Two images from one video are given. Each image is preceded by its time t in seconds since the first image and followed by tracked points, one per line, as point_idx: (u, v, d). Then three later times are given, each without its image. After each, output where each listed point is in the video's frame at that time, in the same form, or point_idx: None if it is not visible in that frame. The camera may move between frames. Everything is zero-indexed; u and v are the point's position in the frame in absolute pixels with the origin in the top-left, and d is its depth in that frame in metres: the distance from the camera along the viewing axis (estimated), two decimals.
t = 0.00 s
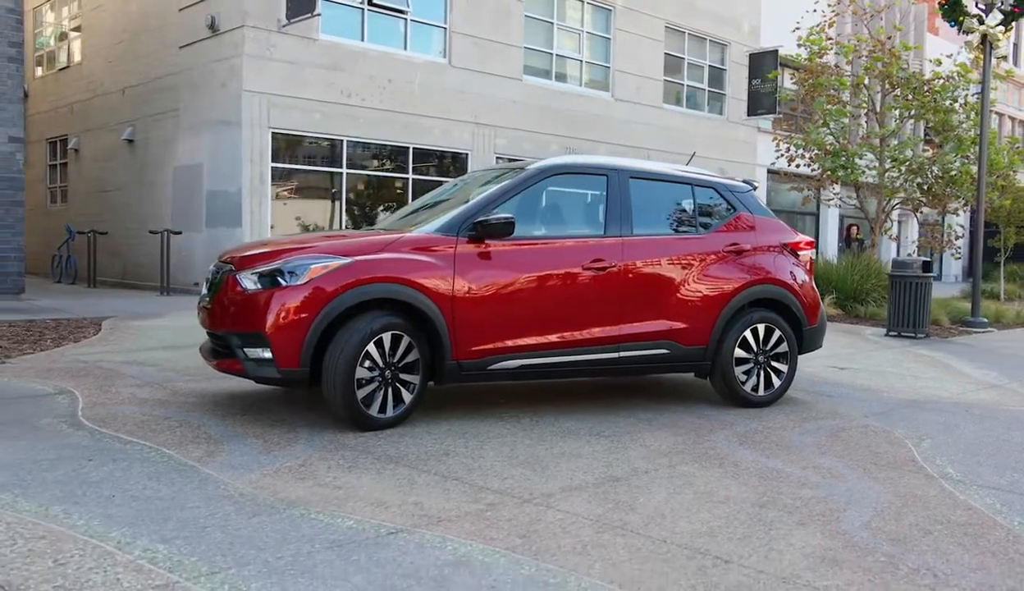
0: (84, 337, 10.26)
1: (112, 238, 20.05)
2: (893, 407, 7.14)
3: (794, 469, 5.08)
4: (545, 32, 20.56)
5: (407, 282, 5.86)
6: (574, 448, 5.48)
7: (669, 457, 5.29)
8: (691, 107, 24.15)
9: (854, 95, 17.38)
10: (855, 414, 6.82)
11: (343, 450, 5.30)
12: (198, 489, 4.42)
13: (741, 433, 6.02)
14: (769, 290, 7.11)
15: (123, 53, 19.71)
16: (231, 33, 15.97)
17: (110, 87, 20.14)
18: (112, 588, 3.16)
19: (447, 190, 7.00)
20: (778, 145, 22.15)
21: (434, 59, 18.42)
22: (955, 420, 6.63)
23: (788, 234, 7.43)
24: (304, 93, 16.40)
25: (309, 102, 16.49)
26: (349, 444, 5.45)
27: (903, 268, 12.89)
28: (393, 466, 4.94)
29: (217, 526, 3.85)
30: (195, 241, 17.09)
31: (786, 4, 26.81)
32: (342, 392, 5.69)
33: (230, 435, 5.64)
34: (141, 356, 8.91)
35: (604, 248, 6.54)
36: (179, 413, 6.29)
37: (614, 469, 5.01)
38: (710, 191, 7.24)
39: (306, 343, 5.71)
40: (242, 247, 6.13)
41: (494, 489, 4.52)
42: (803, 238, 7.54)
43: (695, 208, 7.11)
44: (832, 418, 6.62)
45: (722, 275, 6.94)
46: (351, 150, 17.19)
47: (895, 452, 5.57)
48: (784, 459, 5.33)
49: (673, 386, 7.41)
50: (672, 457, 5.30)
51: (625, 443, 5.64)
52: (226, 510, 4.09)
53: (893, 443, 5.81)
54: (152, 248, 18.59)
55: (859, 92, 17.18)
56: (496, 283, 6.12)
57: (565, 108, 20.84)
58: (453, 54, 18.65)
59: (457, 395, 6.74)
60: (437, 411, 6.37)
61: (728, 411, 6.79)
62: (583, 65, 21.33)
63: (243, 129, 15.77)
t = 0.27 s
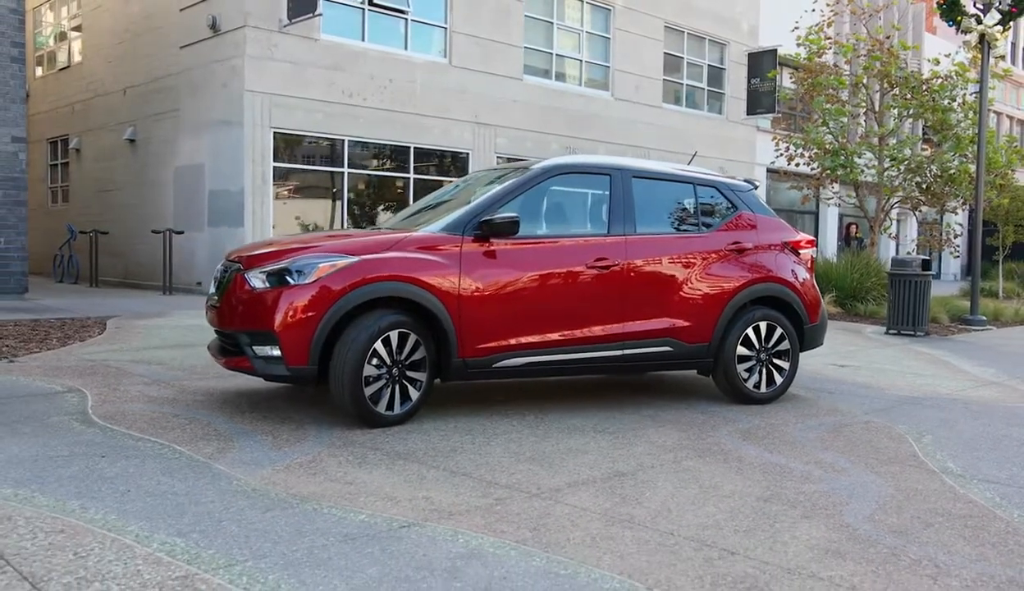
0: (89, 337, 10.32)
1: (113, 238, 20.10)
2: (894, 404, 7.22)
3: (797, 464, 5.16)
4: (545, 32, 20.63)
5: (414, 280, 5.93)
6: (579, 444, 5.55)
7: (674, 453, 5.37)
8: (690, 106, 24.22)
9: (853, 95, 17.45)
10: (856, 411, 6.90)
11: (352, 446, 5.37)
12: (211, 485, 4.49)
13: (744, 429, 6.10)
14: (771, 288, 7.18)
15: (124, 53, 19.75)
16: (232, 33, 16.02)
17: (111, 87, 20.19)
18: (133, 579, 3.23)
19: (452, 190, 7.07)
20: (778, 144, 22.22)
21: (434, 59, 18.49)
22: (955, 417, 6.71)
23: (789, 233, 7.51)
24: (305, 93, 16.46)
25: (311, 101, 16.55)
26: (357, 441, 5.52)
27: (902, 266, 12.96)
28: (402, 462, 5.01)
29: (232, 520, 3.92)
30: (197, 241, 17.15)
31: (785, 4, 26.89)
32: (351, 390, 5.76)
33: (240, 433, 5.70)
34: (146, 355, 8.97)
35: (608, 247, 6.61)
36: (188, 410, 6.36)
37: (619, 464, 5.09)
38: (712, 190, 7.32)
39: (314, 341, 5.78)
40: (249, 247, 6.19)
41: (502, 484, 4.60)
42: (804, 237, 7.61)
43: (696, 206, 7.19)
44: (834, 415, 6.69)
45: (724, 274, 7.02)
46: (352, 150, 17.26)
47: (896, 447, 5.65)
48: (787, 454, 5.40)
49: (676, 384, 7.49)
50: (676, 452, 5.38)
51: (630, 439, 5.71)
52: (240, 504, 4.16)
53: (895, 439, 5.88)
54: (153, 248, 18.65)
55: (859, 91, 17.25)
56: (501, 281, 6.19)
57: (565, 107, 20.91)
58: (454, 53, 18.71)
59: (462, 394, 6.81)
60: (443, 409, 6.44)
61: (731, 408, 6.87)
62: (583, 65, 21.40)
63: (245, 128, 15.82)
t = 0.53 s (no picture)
0: (93, 335, 10.38)
1: (115, 238, 20.16)
2: (895, 401, 7.28)
3: (800, 459, 5.22)
4: (545, 32, 20.69)
5: (420, 278, 5.99)
6: (585, 440, 5.61)
7: (679, 449, 5.43)
8: (690, 105, 24.29)
9: (853, 94, 17.52)
10: (858, 407, 6.96)
11: (360, 443, 5.43)
12: (223, 480, 4.56)
13: (747, 425, 6.16)
14: (773, 286, 7.25)
15: (124, 53, 19.81)
16: (233, 33, 16.07)
17: (112, 87, 20.24)
18: (151, 571, 3.29)
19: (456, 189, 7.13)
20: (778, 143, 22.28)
21: (435, 58, 18.54)
22: (956, 413, 6.78)
23: (791, 231, 7.57)
24: (307, 93, 16.52)
25: (312, 101, 16.60)
26: (365, 437, 5.58)
27: (901, 265, 13.02)
28: (410, 458, 5.07)
29: (245, 514, 3.99)
30: (199, 240, 17.20)
31: (784, 3, 26.97)
32: (358, 387, 5.83)
33: (248, 430, 5.76)
34: (152, 353, 9.03)
35: (612, 245, 6.68)
36: (197, 407, 6.42)
37: (624, 459, 5.15)
38: (714, 189, 7.38)
39: (322, 338, 5.85)
40: (257, 245, 6.25)
41: (509, 479, 4.66)
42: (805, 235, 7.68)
43: (699, 205, 7.25)
44: (836, 411, 6.76)
45: (726, 272, 7.08)
46: (353, 150, 17.31)
47: (898, 443, 5.72)
48: (790, 449, 5.47)
49: (678, 381, 7.55)
50: (681, 448, 5.44)
51: (634, 435, 5.77)
52: (252, 499, 4.22)
53: (896, 434, 5.95)
54: (155, 248, 18.70)
55: (858, 90, 17.31)
56: (505, 279, 6.25)
57: (565, 106, 20.97)
58: (454, 53, 18.77)
59: (467, 391, 6.88)
60: (449, 406, 6.51)
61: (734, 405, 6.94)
62: (583, 64, 21.46)
63: (247, 128, 15.87)
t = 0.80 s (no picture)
0: (98, 334, 10.43)
1: (116, 237, 20.21)
2: (897, 397, 7.35)
3: (804, 454, 5.28)
4: (545, 31, 20.74)
5: (427, 276, 6.05)
6: (590, 436, 5.67)
7: (684, 444, 5.49)
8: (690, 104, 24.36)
9: (853, 93, 17.57)
10: (860, 404, 7.02)
11: (368, 439, 5.48)
12: (235, 476, 4.62)
13: (750, 422, 6.22)
14: (776, 284, 7.31)
15: (126, 53, 19.84)
16: (235, 32, 16.11)
17: (114, 87, 20.29)
18: (170, 563, 3.35)
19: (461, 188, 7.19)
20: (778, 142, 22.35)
21: (436, 58, 18.60)
22: (957, 409, 6.84)
23: (792, 229, 7.63)
24: (308, 92, 16.57)
25: (314, 100, 16.66)
26: (373, 434, 5.63)
27: (902, 262, 13.07)
28: (419, 454, 5.13)
29: (258, 508, 4.05)
30: (201, 239, 17.26)
31: (784, 3, 27.03)
32: (366, 384, 5.89)
33: (257, 426, 5.82)
34: (158, 352, 9.08)
35: (616, 243, 6.74)
36: (205, 405, 6.48)
37: (630, 455, 5.21)
38: (717, 187, 7.44)
39: (330, 336, 5.90)
40: (264, 244, 6.30)
41: (517, 475, 4.72)
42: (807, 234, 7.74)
43: (702, 203, 7.31)
44: (838, 408, 6.82)
45: (729, 270, 7.14)
46: (355, 149, 17.36)
47: (900, 439, 5.78)
48: (794, 445, 5.53)
49: (681, 379, 7.61)
50: (686, 444, 5.50)
51: (639, 431, 5.83)
52: (265, 493, 4.29)
53: (898, 430, 6.01)
54: (158, 247, 18.76)
55: (859, 89, 17.37)
56: (511, 277, 6.31)
57: (566, 105, 21.03)
58: (455, 52, 18.83)
59: (473, 388, 6.94)
60: (455, 403, 6.57)
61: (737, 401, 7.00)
62: (583, 63, 21.52)
63: (249, 128, 15.92)
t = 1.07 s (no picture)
0: (102, 332, 10.46)
1: (118, 236, 20.25)
2: (899, 394, 7.39)
3: (808, 450, 5.33)
4: (545, 30, 20.77)
5: (433, 274, 6.09)
6: (596, 433, 5.71)
7: (689, 441, 5.54)
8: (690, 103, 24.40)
9: (853, 92, 17.61)
10: (863, 401, 7.07)
11: (376, 436, 5.52)
12: (245, 472, 4.66)
13: (754, 418, 6.26)
14: (778, 282, 7.36)
15: (127, 51, 19.86)
16: (236, 31, 16.14)
17: (114, 86, 20.31)
18: (185, 557, 3.40)
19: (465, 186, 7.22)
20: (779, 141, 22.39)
21: (437, 57, 18.63)
22: (959, 406, 6.89)
23: (795, 227, 7.68)
24: (310, 91, 16.61)
25: (315, 99, 16.69)
26: (380, 431, 5.68)
27: (903, 261, 13.12)
28: (427, 450, 5.18)
29: (270, 503, 4.09)
30: (203, 238, 17.29)
31: (784, 2, 27.08)
32: (374, 381, 5.93)
33: (265, 423, 5.87)
34: (163, 350, 9.11)
35: (620, 241, 6.78)
36: (212, 402, 6.52)
37: (636, 451, 5.25)
38: (720, 186, 7.49)
39: (338, 334, 5.95)
40: (270, 243, 6.33)
41: (525, 471, 4.76)
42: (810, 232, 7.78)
43: (705, 202, 7.35)
44: (841, 405, 6.86)
45: (732, 267, 7.19)
46: (356, 148, 17.40)
47: (903, 435, 5.82)
48: (798, 441, 5.57)
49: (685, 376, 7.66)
50: (691, 440, 5.55)
51: (645, 428, 5.87)
52: (276, 489, 4.33)
53: (902, 427, 6.06)
54: (159, 246, 18.80)
55: (859, 88, 17.41)
56: (517, 275, 6.35)
57: (567, 104, 21.07)
58: (456, 51, 18.86)
59: (477, 386, 6.98)
60: (460, 401, 6.61)
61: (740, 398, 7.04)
62: (584, 62, 21.56)
63: (251, 126, 15.95)
